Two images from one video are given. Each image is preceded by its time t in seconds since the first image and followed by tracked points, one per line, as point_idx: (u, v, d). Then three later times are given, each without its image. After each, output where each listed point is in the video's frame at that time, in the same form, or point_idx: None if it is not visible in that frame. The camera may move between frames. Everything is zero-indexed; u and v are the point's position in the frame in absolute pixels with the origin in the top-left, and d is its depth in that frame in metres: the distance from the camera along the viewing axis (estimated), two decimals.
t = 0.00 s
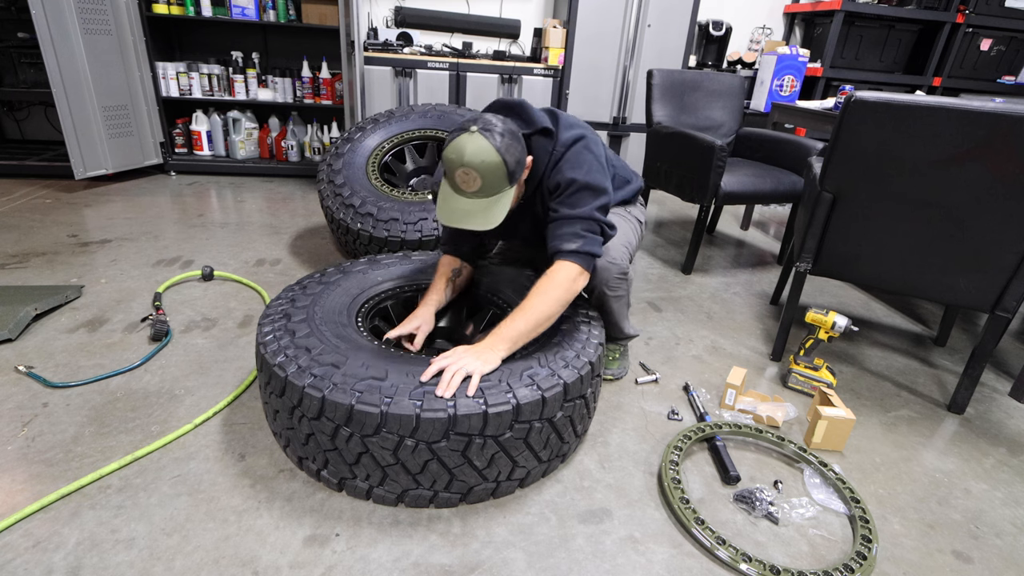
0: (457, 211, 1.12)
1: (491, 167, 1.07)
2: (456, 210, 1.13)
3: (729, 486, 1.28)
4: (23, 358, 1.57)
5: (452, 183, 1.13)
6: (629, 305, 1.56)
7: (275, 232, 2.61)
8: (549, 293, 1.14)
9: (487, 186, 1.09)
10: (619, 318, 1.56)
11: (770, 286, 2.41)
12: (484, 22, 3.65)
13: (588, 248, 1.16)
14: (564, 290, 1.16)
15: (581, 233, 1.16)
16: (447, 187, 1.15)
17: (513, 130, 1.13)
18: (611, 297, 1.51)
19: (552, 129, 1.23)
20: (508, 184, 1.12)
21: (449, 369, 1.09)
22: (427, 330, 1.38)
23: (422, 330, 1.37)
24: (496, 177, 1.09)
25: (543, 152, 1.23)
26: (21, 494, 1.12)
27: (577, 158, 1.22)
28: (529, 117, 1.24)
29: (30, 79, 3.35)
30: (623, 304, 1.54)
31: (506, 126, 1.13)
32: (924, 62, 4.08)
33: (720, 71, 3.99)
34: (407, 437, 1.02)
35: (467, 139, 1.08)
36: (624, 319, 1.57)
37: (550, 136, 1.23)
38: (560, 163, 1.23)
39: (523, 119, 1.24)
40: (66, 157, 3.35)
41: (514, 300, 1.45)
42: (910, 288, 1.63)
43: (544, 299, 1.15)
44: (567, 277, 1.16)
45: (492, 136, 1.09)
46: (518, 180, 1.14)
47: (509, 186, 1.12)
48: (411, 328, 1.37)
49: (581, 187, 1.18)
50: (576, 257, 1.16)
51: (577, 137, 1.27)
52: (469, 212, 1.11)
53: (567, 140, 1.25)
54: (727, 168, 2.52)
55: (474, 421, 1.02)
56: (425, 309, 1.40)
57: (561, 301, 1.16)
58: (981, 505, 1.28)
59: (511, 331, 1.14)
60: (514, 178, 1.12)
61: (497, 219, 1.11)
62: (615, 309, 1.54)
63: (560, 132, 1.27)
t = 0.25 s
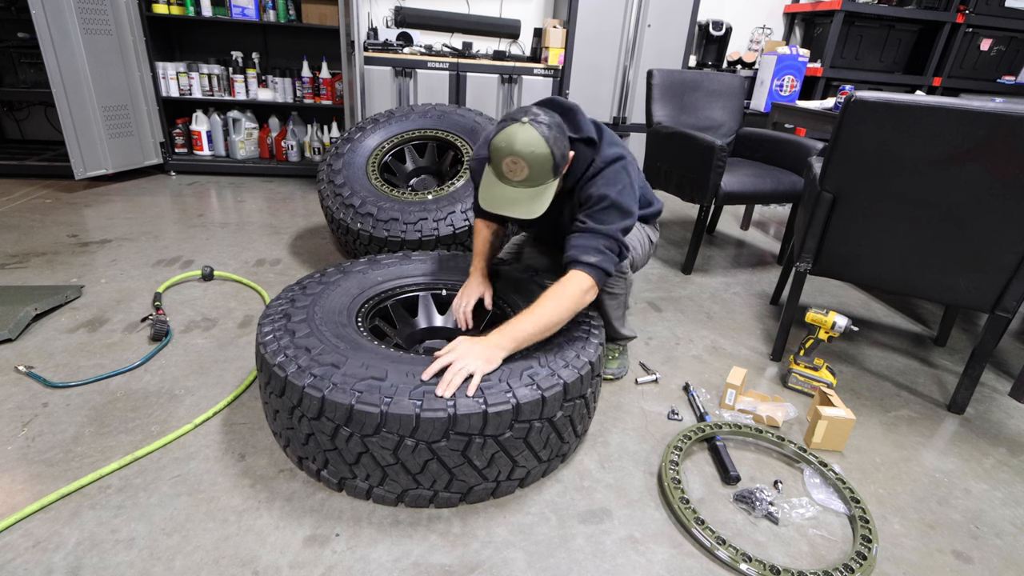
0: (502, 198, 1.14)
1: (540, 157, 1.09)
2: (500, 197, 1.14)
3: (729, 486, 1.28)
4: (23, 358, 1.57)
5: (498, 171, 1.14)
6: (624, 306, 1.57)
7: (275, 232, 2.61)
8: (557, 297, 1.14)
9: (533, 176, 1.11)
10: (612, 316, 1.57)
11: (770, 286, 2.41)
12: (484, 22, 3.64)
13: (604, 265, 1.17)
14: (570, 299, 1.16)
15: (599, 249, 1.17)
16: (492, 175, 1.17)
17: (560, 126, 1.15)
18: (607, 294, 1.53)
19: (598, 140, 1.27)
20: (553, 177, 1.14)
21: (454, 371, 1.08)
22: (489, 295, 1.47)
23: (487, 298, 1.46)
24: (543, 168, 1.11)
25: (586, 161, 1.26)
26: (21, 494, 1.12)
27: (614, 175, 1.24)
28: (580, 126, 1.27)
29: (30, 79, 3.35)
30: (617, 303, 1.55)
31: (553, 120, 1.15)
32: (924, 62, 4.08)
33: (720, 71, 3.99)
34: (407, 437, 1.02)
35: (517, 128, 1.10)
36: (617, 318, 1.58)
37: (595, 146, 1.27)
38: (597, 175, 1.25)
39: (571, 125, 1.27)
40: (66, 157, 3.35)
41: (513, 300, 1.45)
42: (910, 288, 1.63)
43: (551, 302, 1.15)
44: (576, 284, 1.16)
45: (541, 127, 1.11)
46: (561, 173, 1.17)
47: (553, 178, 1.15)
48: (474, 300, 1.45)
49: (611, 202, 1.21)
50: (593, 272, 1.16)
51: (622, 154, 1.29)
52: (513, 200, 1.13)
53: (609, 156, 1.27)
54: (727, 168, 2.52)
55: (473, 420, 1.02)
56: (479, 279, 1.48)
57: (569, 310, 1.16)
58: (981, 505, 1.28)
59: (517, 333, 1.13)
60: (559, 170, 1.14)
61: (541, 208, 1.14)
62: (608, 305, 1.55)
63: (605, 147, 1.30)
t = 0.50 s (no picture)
0: (525, 184, 1.17)
1: (563, 144, 1.12)
2: (524, 184, 1.18)
3: (729, 486, 1.28)
4: (23, 358, 1.57)
5: (523, 158, 1.17)
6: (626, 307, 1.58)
7: (275, 232, 2.61)
8: (621, 304, 1.16)
9: (556, 163, 1.14)
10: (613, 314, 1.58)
11: (770, 286, 2.41)
12: (484, 22, 3.64)
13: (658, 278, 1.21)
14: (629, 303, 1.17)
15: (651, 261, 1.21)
16: (516, 163, 1.21)
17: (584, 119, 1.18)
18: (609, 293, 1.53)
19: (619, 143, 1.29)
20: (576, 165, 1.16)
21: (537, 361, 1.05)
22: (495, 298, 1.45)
23: (494, 299, 1.43)
24: (566, 155, 1.14)
25: (606, 163, 1.29)
26: (21, 494, 1.12)
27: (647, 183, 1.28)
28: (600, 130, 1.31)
29: (30, 79, 3.35)
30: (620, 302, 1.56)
31: (577, 111, 1.18)
32: (924, 62, 4.08)
33: (720, 71, 3.99)
34: (407, 437, 1.02)
35: (541, 116, 1.13)
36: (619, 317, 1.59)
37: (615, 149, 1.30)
38: (627, 181, 1.28)
39: (597, 127, 1.30)
40: (66, 157, 3.35)
41: (513, 300, 1.45)
42: (910, 288, 1.63)
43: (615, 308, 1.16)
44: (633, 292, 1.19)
45: (566, 117, 1.14)
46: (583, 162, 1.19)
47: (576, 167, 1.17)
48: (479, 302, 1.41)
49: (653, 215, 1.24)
50: (650, 283, 1.20)
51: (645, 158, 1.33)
52: (536, 186, 1.16)
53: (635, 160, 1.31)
54: (727, 168, 2.52)
55: (473, 420, 1.02)
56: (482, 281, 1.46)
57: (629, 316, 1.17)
58: (981, 505, 1.28)
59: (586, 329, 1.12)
60: (582, 159, 1.17)
61: (564, 195, 1.15)
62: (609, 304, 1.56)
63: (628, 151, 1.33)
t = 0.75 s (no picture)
0: (534, 174, 1.17)
1: (573, 134, 1.12)
2: (532, 174, 1.18)
3: (728, 486, 1.28)
4: (23, 358, 1.57)
5: (533, 148, 1.17)
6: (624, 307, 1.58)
7: (275, 232, 2.61)
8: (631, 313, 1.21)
9: (566, 153, 1.14)
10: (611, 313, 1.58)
11: (770, 286, 2.41)
12: (484, 22, 3.64)
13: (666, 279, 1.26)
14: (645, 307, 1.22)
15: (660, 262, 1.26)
16: (525, 153, 1.20)
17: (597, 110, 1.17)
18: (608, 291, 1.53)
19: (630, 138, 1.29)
20: (585, 156, 1.16)
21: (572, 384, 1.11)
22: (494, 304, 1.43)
23: (494, 306, 1.41)
24: (576, 146, 1.14)
25: (617, 158, 1.29)
26: (21, 494, 1.12)
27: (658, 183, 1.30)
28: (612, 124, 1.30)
29: (30, 80, 3.35)
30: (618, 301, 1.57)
31: (589, 102, 1.18)
32: (923, 62, 4.08)
33: (720, 71, 3.99)
34: (407, 437, 1.02)
35: (553, 106, 1.13)
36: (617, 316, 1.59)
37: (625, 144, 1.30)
38: (638, 179, 1.29)
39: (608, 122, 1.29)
40: (66, 157, 3.35)
41: (513, 300, 1.45)
42: (910, 288, 1.63)
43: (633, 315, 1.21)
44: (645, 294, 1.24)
45: (577, 107, 1.14)
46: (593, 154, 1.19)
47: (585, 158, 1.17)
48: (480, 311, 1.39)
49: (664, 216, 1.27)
50: (656, 284, 1.25)
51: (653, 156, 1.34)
52: (545, 175, 1.16)
53: (644, 158, 1.32)
54: (727, 168, 2.51)
55: (473, 420, 1.02)
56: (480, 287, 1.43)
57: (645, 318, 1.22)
58: (982, 505, 1.28)
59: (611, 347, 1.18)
60: (591, 150, 1.17)
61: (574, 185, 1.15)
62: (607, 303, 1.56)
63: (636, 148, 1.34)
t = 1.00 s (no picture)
0: (531, 165, 1.17)
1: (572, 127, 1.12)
2: (529, 165, 1.17)
3: (729, 486, 1.28)
4: (23, 358, 1.57)
5: (530, 140, 1.17)
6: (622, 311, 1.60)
7: (275, 232, 2.61)
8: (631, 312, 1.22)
9: (564, 146, 1.14)
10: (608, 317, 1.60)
11: (770, 286, 2.41)
12: (484, 22, 3.64)
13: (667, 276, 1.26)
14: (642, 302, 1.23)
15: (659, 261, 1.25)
16: (523, 145, 1.20)
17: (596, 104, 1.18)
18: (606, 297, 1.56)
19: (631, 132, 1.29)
20: (582, 150, 1.16)
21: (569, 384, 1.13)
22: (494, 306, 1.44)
23: (494, 307, 1.41)
24: (574, 139, 1.14)
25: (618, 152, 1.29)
26: (21, 494, 1.12)
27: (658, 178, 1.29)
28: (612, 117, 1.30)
29: (30, 80, 3.35)
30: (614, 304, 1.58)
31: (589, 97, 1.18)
32: (924, 62, 4.08)
33: (720, 71, 3.99)
34: (407, 437, 1.02)
35: (551, 98, 1.14)
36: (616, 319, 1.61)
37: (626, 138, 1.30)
38: (638, 175, 1.30)
39: (609, 116, 1.29)
40: (66, 157, 3.35)
41: (512, 300, 1.45)
42: (910, 288, 1.63)
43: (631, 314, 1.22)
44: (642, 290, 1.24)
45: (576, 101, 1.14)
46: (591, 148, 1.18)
47: (582, 151, 1.16)
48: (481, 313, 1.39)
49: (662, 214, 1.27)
50: (656, 281, 1.25)
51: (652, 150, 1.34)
52: (542, 167, 1.16)
53: (645, 153, 1.33)
54: (727, 168, 2.51)
55: (473, 420, 1.02)
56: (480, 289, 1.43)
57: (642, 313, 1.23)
58: (982, 505, 1.28)
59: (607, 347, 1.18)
60: (589, 144, 1.16)
61: (570, 177, 1.15)
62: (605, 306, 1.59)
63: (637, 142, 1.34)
